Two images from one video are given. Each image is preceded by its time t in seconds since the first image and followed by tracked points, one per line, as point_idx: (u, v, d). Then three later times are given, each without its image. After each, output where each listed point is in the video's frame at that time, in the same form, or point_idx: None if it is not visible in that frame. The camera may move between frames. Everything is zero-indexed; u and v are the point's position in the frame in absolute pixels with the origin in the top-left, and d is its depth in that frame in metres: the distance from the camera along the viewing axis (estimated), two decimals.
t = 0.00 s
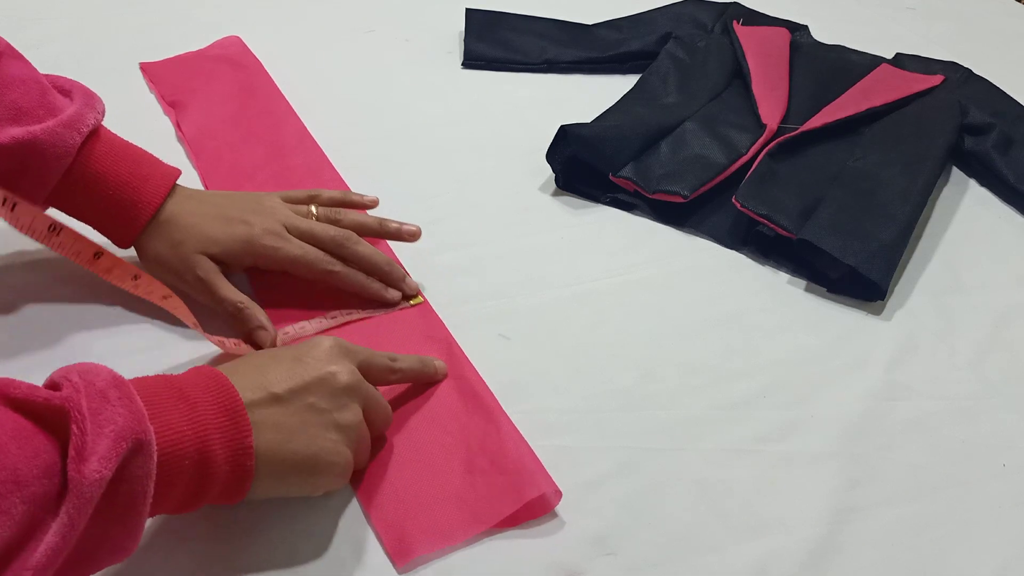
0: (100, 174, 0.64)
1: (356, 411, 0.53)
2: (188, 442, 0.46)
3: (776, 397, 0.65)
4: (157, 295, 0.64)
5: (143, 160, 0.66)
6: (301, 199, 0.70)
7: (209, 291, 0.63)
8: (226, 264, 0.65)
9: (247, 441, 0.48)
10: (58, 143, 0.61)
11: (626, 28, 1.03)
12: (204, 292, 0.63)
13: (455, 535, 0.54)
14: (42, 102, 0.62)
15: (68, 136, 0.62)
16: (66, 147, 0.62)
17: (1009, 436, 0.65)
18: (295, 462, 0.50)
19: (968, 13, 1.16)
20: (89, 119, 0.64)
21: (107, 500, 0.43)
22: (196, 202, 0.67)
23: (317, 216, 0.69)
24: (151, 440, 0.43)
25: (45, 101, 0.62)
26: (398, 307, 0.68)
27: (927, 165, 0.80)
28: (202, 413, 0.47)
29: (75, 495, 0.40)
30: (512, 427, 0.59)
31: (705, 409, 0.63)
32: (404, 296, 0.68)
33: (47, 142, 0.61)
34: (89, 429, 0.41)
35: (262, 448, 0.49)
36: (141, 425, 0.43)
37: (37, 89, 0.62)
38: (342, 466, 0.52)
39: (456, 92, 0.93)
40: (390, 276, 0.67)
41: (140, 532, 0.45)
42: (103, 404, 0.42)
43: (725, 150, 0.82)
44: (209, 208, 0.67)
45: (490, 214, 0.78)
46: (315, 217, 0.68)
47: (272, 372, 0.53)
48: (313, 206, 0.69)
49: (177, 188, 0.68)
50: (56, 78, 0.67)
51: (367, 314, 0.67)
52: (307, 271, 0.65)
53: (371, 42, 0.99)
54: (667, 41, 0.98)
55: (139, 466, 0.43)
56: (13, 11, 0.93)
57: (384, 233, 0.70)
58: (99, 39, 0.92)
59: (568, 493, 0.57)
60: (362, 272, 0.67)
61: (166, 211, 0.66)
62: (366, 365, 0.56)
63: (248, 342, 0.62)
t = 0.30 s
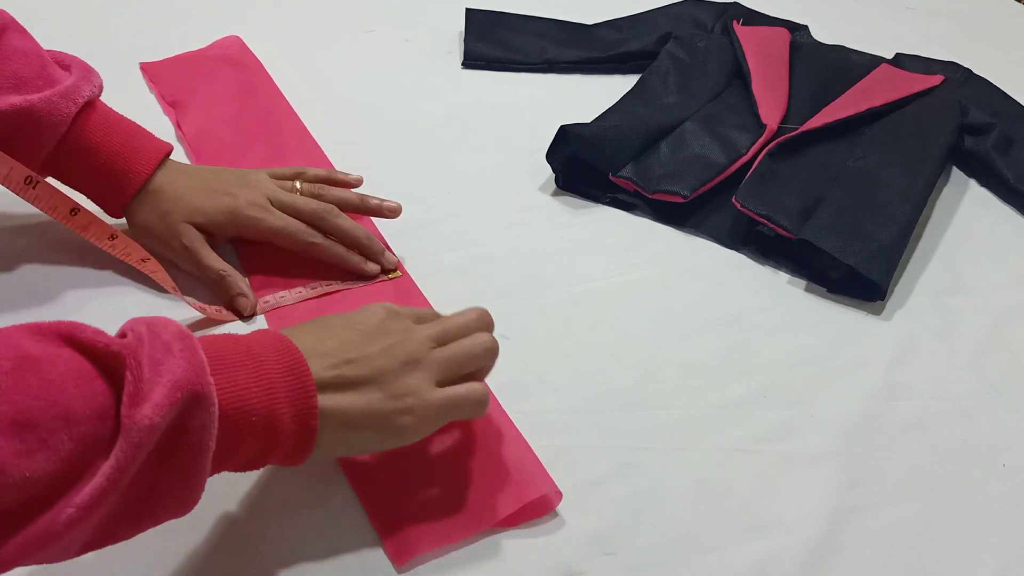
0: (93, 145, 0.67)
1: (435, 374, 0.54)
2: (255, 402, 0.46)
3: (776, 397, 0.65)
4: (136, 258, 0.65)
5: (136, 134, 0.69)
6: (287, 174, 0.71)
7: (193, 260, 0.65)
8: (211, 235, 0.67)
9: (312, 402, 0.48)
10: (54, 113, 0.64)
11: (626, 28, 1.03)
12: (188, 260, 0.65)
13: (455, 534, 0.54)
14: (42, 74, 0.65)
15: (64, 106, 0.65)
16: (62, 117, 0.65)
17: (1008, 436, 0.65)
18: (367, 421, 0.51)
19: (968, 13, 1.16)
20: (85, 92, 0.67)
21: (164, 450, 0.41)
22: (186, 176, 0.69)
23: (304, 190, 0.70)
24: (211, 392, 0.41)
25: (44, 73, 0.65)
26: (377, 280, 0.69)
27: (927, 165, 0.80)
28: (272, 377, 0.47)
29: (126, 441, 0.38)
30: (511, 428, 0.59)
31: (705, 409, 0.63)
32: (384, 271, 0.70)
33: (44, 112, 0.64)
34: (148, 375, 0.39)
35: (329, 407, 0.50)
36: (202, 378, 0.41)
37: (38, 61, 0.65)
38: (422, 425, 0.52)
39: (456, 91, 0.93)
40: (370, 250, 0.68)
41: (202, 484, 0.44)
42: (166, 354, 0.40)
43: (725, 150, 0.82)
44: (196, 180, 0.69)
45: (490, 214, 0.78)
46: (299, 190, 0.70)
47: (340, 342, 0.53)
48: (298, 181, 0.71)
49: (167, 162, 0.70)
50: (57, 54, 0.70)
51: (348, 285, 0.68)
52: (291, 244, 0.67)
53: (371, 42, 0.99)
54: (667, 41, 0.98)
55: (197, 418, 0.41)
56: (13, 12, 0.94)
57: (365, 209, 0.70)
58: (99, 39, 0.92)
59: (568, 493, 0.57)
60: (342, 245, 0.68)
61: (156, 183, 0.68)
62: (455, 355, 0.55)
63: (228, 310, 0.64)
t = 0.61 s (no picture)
0: (86, 112, 0.68)
1: (363, 318, 0.54)
2: (169, 346, 0.45)
3: (777, 398, 0.65)
4: (122, 212, 0.67)
5: (128, 103, 0.71)
6: (272, 145, 0.74)
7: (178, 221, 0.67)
8: (198, 199, 0.69)
9: (229, 348, 0.47)
10: (49, 80, 0.66)
11: (626, 28, 1.03)
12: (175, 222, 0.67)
13: (454, 534, 0.53)
14: (41, 45, 0.67)
15: (59, 74, 0.66)
16: (57, 84, 0.66)
17: (1008, 436, 0.65)
18: (289, 367, 0.50)
19: (968, 13, 1.16)
20: (81, 63, 0.68)
21: (65, 388, 0.41)
22: (175, 143, 0.71)
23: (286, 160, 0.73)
24: (114, 332, 0.41)
25: (43, 45, 0.67)
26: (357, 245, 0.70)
27: (927, 165, 0.80)
28: (187, 323, 0.46)
29: (22, 373, 0.38)
30: (509, 426, 0.59)
31: (705, 408, 0.63)
32: (362, 235, 0.71)
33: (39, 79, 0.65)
34: (51, 312, 0.40)
35: (247, 352, 0.49)
36: (107, 317, 0.41)
37: (37, 34, 0.67)
38: (345, 371, 0.52)
39: (456, 91, 0.93)
40: (349, 215, 0.70)
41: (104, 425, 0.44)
42: (72, 293, 0.40)
43: (725, 150, 0.82)
44: (183, 147, 0.71)
45: (490, 214, 0.78)
46: (282, 159, 0.72)
47: (265, 288, 0.53)
48: (282, 151, 0.73)
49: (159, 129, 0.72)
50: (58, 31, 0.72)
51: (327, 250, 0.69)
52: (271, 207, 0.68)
53: (372, 42, 0.99)
54: (667, 41, 0.98)
55: (99, 356, 0.41)
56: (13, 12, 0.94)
57: (346, 177, 0.73)
58: (99, 39, 0.92)
59: (568, 493, 0.57)
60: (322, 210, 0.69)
61: (143, 150, 0.69)
62: (387, 302, 0.55)
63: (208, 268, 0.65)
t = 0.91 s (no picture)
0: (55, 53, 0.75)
1: (253, 234, 0.60)
2: (71, 257, 0.51)
3: (777, 397, 0.65)
4: (113, 125, 0.74)
5: (88, 48, 0.78)
6: (223, 80, 0.81)
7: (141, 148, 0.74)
8: (161, 131, 0.76)
9: (125, 258, 0.53)
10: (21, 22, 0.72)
11: (626, 28, 1.03)
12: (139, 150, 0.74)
13: (454, 534, 0.53)
14: None
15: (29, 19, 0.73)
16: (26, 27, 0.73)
17: (1008, 436, 0.65)
18: (188, 278, 0.57)
19: (967, 13, 1.16)
20: (43, 11, 0.75)
21: None
22: (133, 81, 0.78)
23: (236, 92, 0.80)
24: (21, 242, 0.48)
25: None
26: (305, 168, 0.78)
27: (927, 165, 0.80)
28: (86, 237, 0.52)
29: None
30: (509, 426, 0.59)
31: (705, 408, 0.64)
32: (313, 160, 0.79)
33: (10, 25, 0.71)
34: None
35: (144, 262, 0.54)
36: (14, 229, 0.48)
37: None
38: (239, 279, 0.59)
39: (456, 91, 0.93)
40: (298, 140, 0.78)
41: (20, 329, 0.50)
42: None
43: (725, 150, 0.82)
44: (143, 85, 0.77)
45: (489, 213, 0.78)
46: (234, 92, 0.80)
47: (158, 206, 0.57)
48: (234, 85, 0.80)
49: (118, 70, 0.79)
50: None
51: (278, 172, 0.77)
52: (225, 135, 0.76)
53: (372, 42, 0.99)
54: (667, 41, 0.98)
55: (13, 263, 0.48)
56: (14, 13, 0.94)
57: (294, 106, 0.81)
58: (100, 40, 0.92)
59: (568, 492, 0.57)
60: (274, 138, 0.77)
61: (107, 88, 0.76)
62: (271, 220, 0.62)
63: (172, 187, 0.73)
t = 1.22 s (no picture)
0: None
1: (206, 164, 0.67)
2: (52, 192, 0.56)
3: (777, 397, 0.65)
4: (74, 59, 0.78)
5: None
6: (167, 21, 0.89)
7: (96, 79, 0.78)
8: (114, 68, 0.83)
9: (99, 192, 0.59)
10: None
11: (626, 28, 1.03)
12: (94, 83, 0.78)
13: (454, 535, 0.53)
14: None
15: None
16: None
17: (1008, 436, 0.65)
18: (154, 204, 0.63)
19: (968, 13, 1.16)
20: None
21: None
22: (84, 23, 0.84)
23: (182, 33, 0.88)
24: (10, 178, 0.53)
25: None
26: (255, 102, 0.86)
27: (927, 165, 0.80)
28: (61, 173, 0.57)
29: None
30: (509, 427, 0.59)
31: (705, 408, 0.64)
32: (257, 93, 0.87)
33: None
34: None
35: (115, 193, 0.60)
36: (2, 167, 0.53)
37: None
38: (200, 205, 0.66)
39: (455, 91, 0.93)
40: (244, 75, 0.85)
41: (15, 258, 0.55)
42: None
43: (725, 150, 0.82)
44: (96, 27, 0.84)
45: (489, 212, 0.78)
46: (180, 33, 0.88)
47: (116, 142, 0.64)
48: (178, 25, 0.89)
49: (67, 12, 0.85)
50: None
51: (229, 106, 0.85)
52: (179, 75, 0.84)
53: (372, 42, 0.99)
54: (667, 41, 0.98)
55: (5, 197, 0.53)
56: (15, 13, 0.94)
57: (238, 43, 0.91)
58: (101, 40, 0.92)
59: (568, 493, 0.57)
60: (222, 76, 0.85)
61: (73, 33, 0.82)
62: (218, 151, 0.68)
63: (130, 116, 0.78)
